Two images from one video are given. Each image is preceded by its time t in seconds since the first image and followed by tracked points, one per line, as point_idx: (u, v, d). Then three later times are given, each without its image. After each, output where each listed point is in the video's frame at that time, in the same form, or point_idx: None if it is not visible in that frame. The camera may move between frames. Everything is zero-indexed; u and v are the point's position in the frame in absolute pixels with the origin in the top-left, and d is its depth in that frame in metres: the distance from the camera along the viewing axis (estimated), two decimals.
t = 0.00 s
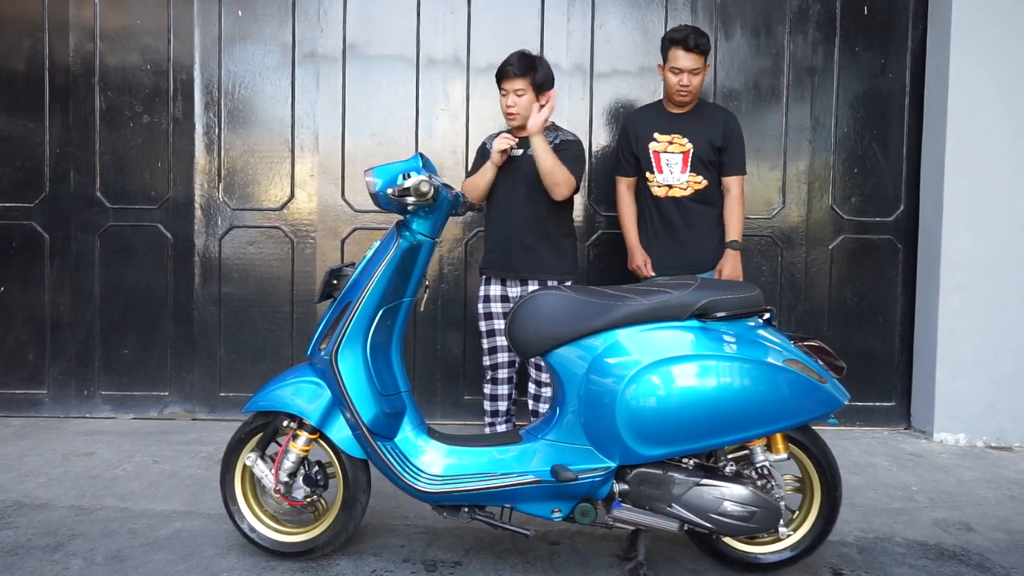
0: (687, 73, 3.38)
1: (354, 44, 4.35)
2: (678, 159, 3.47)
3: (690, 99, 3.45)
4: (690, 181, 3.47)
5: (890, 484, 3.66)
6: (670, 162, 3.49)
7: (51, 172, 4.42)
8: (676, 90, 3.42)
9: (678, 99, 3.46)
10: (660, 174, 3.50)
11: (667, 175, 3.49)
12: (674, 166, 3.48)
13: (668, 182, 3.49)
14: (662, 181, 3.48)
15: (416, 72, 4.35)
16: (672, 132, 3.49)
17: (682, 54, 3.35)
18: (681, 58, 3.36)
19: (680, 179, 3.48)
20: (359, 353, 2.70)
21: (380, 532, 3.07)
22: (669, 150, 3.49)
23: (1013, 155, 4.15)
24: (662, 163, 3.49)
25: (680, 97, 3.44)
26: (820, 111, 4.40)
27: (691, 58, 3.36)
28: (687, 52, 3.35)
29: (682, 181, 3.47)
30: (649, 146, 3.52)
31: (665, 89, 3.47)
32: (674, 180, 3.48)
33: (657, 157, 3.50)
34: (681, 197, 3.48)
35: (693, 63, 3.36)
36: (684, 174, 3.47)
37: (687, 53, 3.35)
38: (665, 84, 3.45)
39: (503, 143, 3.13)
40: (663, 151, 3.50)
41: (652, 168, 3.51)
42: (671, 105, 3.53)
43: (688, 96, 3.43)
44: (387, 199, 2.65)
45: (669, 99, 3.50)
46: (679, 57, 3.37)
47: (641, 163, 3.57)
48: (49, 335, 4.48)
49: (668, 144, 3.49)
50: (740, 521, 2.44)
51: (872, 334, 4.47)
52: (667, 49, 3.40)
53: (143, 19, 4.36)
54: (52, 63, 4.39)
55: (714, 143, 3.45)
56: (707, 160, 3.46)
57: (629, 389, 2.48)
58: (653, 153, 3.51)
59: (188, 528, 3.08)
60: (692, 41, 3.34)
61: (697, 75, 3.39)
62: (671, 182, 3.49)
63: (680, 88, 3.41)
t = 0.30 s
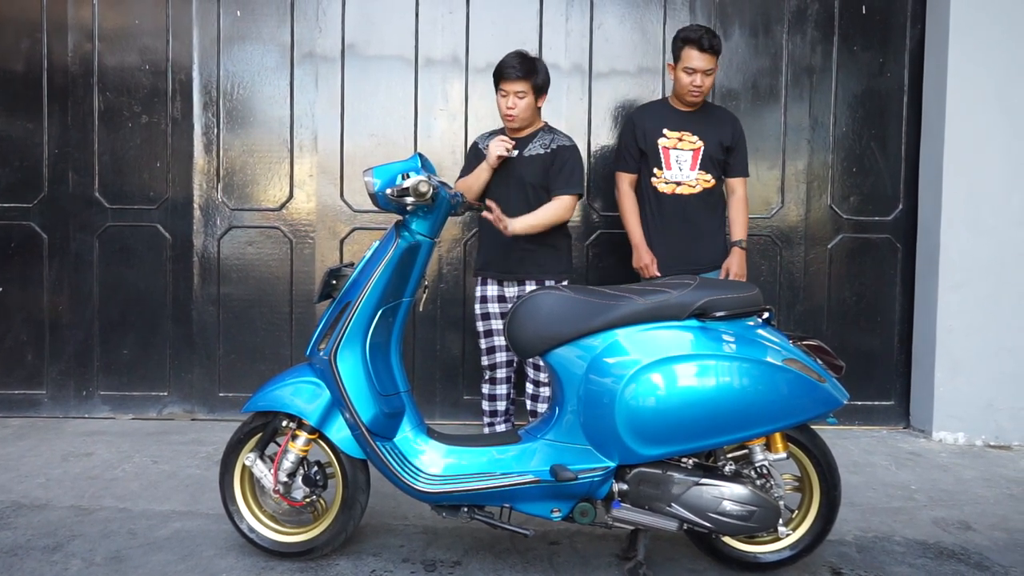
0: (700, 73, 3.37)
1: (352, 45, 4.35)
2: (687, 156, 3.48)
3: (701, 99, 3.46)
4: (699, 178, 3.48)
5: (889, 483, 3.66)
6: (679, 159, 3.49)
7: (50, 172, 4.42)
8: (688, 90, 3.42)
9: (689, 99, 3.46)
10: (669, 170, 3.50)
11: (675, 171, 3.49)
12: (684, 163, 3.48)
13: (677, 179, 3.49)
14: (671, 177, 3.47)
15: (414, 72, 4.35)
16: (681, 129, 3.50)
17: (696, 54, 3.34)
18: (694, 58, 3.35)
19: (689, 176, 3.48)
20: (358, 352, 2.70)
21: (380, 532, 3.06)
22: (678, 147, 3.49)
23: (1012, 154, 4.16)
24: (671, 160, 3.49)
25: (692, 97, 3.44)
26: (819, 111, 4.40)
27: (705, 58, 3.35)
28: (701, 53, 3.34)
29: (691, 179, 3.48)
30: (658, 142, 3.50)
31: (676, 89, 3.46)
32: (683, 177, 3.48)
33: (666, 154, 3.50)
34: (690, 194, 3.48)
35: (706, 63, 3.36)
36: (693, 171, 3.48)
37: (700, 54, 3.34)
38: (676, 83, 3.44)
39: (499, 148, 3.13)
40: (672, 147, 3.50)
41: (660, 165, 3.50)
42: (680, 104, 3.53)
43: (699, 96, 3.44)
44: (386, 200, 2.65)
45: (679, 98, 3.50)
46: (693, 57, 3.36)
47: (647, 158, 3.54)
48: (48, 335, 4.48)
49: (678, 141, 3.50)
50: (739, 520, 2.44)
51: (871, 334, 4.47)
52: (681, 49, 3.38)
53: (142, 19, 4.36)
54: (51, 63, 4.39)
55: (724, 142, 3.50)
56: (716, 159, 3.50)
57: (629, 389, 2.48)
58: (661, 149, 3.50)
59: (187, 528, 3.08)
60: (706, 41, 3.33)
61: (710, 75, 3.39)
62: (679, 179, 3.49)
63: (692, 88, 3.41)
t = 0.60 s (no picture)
0: (706, 80, 3.37)
1: (352, 46, 4.35)
2: (690, 161, 3.48)
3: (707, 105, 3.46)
4: (699, 183, 3.48)
5: (889, 485, 3.66)
6: (681, 163, 3.49)
7: (49, 173, 4.42)
8: (694, 96, 3.41)
9: (694, 105, 3.45)
10: (670, 173, 3.49)
11: (676, 174, 3.49)
12: (685, 167, 3.48)
13: (677, 182, 3.48)
14: (672, 180, 3.47)
15: (413, 73, 4.35)
16: (686, 133, 3.49)
17: (702, 61, 3.34)
18: (701, 65, 3.35)
19: (690, 180, 3.49)
20: (358, 354, 2.70)
21: (379, 534, 3.06)
22: (681, 151, 3.49)
23: (1011, 156, 4.16)
24: (674, 162, 3.48)
25: (698, 103, 3.43)
26: (818, 112, 4.41)
27: (711, 65, 3.35)
28: (707, 59, 3.34)
29: (691, 183, 3.48)
30: (663, 144, 3.49)
31: (683, 94, 3.46)
32: (683, 180, 3.48)
33: (669, 156, 3.49)
34: (689, 198, 3.48)
35: (712, 69, 3.35)
36: (694, 176, 3.48)
37: (707, 60, 3.34)
38: (682, 88, 3.44)
39: (499, 149, 3.12)
40: (676, 150, 3.49)
41: (663, 167, 3.50)
42: (686, 108, 3.53)
43: (705, 103, 3.43)
44: (386, 202, 2.65)
45: (685, 102, 3.50)
46: (699, 63, 3.35)
47: (651, 158, 3.52)
48: (47, 337, 4.47)
49: (682, 144, 3.49)
50: (739, 522, 2.44)
51: (870, 335, 4.47)
52: (687, 55, 3.38)
53: (141, 21, 4.36)
54: (51, 65, 4.39)
55: (726, 148, 3.52)
56: (718, 164, 3.51)
57: (628, 390, 2.48)
58: (666, 151, 3.49)
59: (187, 530, 3.08)
60: (713, 47, 3.33)
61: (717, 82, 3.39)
62: (680, 182, 3.49)
63: (699, 94, 3.40)
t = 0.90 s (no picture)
0: (701, 83, 3.36)
1: (353, 49, 4.36)
2: (685, 162, 3.47)
3: (703, 108, 3.45)
4: (693, 185, 3.47)
5: (890, 486, 3.66)
6: (676, 164, 3.48)
7: (50, 176, 4.43)
8: (690, 99, 3.41)
9: (690, 108, 3.45)
10: (665, 174, 3.49)
11: (671, 175, 3.49)
12: (680, 168, 3.48)
13: (671, 183, 3.48)
14: (665, 181, 3.47)
15: (415, 76, 4.36)
16: (682, 134, 3.48)
17: (697, 65, 3.33)
18: (695, 69, 3.34)
19: (684, 182, 3.48)
20: (359, 356, 2.70)
21: (381, 536, 3.06)
22: (677, 152, 3.47)
23: (1012, 157, 4.16)
24: (669, 163, 3.48)
25: (693, 106, 3.43)
26: (819, 114, 4.41)
27: (706, 69, 3.34)
28: (702, 63, 3.33)
29: (685, 185, 3.47)
30: (659, 145, 3.49)
31: (678, 97, 3.46)
32: (677, 181, 3.48)
33: (665, 157, 3.48)
34: (682, 200, 3.48)
35: (707, 74, 3.34)
36: (688, 177, 3.47)
37: (702, 64, 3.33)
38: (678, 92, 3.44)
39: (499, 149, 3.13)
40: (671, 151, 3.48)
41: (658, 168, 3.49)
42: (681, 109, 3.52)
43: (701, 105, 3.43)
44: (387, 204, 2.65)
45: (681, 104, 3.49)
46: (694, 68, 3.35)
47: (646, 158, 3.52)
48: (49, 339, 4.48)
49: (678, 146, 3.48)
50: (741, 523, 2.44)
51: (872, 337, 4.47)
52: (683, 58, 3.37)
53: (143, 24, 4.37)
54: (52, 68, 4.40)
55: (724, 151, 3.50)
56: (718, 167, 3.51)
57: (629, 392, 2.48)
58: (661, 152, 3.48)
59: (188, 532, 3.08)
60: (707, 51, 3.31)
61: (712, 85, 3.38)
62: (674, 183, 3.48)
63: (694, 97, 3.40)
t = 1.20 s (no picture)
0: (678, 85, 3.36)
1: (355, 49, 4.36)
2: (667, 162, 3.48)
3: (683, 108, 3.45)
4: (676, 184, 3.49)
5: (893, 487, 3.65)
6: (659, 164, 3.50)
7: (53, 177, 4.43)
8: (668, 100, 3.41)
9: (669, 109, 3.46)
10: (648, 175, 3.51)
11: (654, 176, 3.50)
12: (663, 168, 3.49)
13: (654, 183, 3.50)
14: (648, 181, 3.49)
15: (417, 76, 4.36)
16: (664, 136, 3.50)
17: (673, 66, 3.32)
18: (671, 70, 3.34)
19: (667, 181, 3.49)
20: (361, 356, 2.70)
21: (382, 536, 3.06)
22: (659, 153, 3.50)
23: (1014, 157, 4.15)
24: (651, 164, 3.50)
25: (672, 106, 3.43)
26: (821, 114, 4.40)
27: (682, 69, 3.33)
28: (678, 65, 3.32)
29: (668, 184, 3.49)
30: (640, 147, 3.52)
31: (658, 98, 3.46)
32: (660, 181, 3.49)
33: (646, 159, 3.51)
34: (666, 199, 3.49)
35: (683, 74, 3.34)
36: (670, 177, 3.48)
37: (677, 65, 3.32)
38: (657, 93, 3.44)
39: (499, 150, 3.11)
40: (653, 152, 3.50)
41: (640, 169, 3.52)
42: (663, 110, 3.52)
43: (680, 106, 3.43)
44: (389, 204, 2.65)
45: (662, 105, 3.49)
46: (670, 69, 3.34)
47: (630, 161, 3.56)
48: (51, 339, 4.48)
49: (660, 147, 3.50)
50: (743, 524, 2.43)
51: (874, 337, 4.47)
52: (660, 60, 3.36)
53: (145, 25, 4.38)
54: (54, 69, 4.40)
55: (705, 149, 3.49)
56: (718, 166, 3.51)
57: (632, 392, 2.48)
58: (643, 154, 3.51)
59: (190, 532, 3.08)
60: (682, 53, 3.29)
61: (689, 85, 3.37)
62: (657, 183, 3.50)
63: (673, 98, 3.39)
